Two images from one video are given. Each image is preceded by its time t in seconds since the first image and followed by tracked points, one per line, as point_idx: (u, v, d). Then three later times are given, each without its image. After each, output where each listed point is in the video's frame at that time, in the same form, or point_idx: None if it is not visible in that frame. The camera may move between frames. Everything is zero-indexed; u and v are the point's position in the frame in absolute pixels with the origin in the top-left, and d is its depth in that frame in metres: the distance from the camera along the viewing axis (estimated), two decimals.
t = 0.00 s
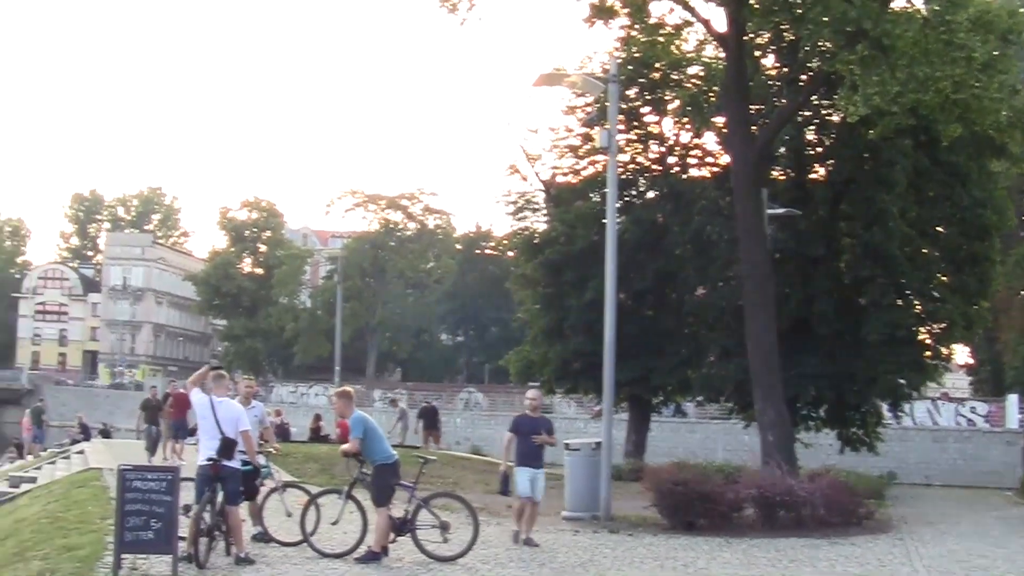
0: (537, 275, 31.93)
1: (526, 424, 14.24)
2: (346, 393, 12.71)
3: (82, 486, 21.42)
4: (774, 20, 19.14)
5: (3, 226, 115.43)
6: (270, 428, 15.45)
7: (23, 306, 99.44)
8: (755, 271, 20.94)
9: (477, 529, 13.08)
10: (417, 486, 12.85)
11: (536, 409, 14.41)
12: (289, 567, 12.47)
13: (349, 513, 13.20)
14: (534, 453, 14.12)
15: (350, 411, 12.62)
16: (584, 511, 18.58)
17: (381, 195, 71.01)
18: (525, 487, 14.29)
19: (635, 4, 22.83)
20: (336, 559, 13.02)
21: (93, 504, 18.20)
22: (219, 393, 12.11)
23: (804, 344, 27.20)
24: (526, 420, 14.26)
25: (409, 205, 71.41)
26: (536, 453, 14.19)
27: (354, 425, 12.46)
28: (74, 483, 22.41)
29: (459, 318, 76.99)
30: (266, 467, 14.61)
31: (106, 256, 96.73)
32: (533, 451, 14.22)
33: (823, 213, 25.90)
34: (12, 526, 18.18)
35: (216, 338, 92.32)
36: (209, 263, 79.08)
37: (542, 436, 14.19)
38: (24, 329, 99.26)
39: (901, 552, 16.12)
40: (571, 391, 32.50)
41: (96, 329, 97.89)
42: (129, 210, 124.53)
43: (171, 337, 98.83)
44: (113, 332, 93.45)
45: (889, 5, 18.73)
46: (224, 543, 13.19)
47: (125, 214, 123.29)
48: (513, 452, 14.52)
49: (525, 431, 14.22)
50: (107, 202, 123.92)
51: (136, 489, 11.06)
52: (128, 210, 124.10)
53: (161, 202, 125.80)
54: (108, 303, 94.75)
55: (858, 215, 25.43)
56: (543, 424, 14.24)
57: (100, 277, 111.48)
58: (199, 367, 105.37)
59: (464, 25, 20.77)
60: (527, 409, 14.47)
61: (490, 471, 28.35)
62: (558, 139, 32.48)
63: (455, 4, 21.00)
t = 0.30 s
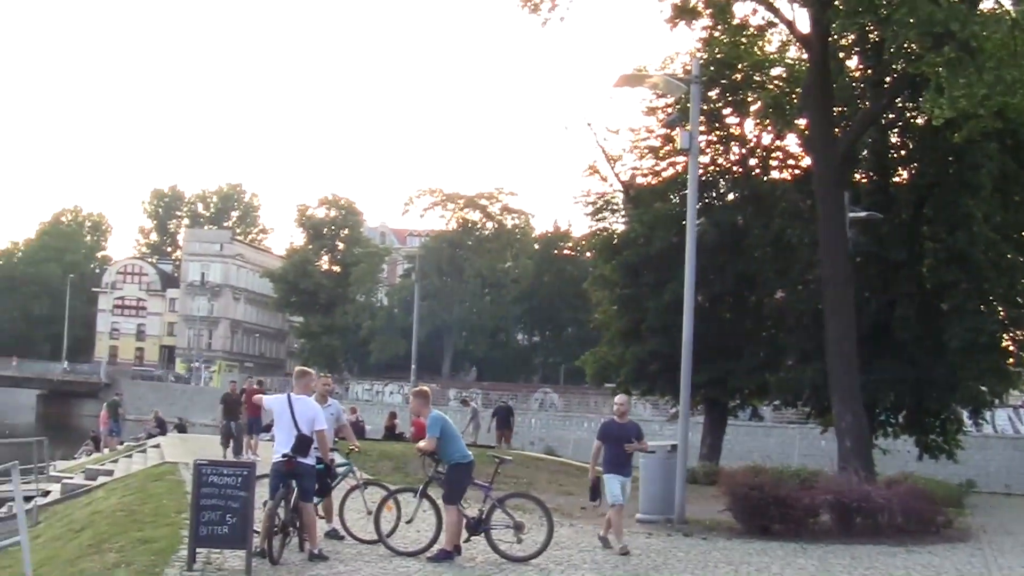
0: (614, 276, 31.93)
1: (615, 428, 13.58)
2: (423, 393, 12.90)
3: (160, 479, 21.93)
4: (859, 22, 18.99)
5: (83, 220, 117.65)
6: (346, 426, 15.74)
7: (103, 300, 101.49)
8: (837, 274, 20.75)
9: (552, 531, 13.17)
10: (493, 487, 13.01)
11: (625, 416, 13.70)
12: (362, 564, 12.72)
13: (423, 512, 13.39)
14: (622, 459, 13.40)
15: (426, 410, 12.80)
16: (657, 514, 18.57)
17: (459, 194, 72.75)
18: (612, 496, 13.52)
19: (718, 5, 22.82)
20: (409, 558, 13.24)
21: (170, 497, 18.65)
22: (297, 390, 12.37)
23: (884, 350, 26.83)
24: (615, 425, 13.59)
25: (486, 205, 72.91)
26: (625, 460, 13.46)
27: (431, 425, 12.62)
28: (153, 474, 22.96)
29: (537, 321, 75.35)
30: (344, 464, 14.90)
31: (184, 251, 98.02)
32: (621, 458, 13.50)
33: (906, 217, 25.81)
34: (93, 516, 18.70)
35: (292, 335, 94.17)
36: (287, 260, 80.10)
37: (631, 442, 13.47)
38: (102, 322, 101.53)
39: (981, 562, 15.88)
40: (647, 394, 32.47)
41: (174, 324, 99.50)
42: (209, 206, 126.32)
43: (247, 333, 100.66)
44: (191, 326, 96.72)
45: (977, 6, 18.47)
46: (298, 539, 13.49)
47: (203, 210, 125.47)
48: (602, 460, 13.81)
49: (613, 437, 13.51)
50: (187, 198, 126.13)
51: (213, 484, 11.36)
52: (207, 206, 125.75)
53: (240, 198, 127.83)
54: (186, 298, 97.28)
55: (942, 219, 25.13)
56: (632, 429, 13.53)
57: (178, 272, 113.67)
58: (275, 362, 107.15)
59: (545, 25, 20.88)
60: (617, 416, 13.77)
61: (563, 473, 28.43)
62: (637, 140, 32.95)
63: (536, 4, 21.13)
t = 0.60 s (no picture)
0: (700, 271, 31.88)
1: (718, 424, 13.54)
2: (512, 390, 13.16)
3: (250, 478, 22.52)
4: (949, 13, 18.81)
5: (169, 220, 119.95)
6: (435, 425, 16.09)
7: (189, 299, 103.58)
8: (925, 269, 20.52)
9: (637, 527, 13.32)
10: (578, 484, 13.19)
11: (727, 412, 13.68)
12: (451, 561, 13.03)
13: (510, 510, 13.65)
14: (730, 455, 13.39)
15: (515, 408, 13.06)
16: (748, 510, 18.62)
17: (543, 191, 73.55)
18: (717, 492, 13.48)
19: None
20: (496, 555, 13.52)
21: (260, 497, 19.14)
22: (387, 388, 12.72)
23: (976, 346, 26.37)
24: (718, 420, 13.56)
25: (570, 202, 73.67)
26: (731, 456, 13.45)
27: (518, 422, 12.88)
28: (244, 473, 23.55)
29: (622, 317, 76.00)
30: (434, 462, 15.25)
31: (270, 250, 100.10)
32: (727, 454, 13.47)
33: (997, 211, 25.44)
34: (188, 512, 19.32)
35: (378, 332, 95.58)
36: (372, 258, 81.47)
37: (738, 438, 13.47)
38: (188, 322, 103.39)
39: None
40: (734, 389, 32.42)
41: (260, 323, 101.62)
42: (293, 204, 128.84)
43: (333, 331, 102.26)
44: (277, 325, 98.45)
45: None
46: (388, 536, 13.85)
47: (288, 209, 127.56)
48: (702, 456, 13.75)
49: (719, 433, 13.47)
50: (272, 197, 128.24)
51: (303, 482, 11.74)
52: (292, 205, 128.10)
53: (324, 196, 129.87)
54: (272, 297, 99.16)
55: None
56: (737, 425, 13.52)
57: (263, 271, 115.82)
58: (361, 361, 108.65)
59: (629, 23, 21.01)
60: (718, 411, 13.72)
61: (647, 470, 28.53)
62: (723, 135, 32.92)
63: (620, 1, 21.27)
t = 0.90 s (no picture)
0: (780, 265, 31.44)
1: (816, 421, 13.04)
2: (593, 385, 13.14)
3: (331, 474, 22.74)
4: None
5: (248, 217, 121.58)
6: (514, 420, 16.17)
7: (268, 296, 105.04)
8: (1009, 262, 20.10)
9: (717, 522, 13.24)
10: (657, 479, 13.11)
11: (826, 408, 13.18)
12: (531, 556, 13.06)
13: (589, 505, 13.64)
14: (824, 453, 12.89)
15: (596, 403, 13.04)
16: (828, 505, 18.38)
17: (621, 183, 72.13)
18: (811, 492, 12.99)
19: None
20: (576, 549, 13.54)
21: (341, 492, 19.31)
22: (467, 384, 12.75)
23: None
24: (815, 418, 13.07)
25: (648, 194, 71.92)
26: (826, 455, 12.95)
27: (597, 418, 12.85)
28: (325, 469, 23.81)
29: (701, 310, 75.51)
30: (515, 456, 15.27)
31: (348, 245, 101.35)
32: (823, 453, 12.97)
33: None
34: (269, 508, 19.60)
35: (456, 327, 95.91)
36: (449, 253, 81.72)
37: (833, 436, 12.95)
38: (268, 317, 105.33)
39: None
40: (814, 383, 32.02)
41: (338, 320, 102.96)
42: (371, 200, 130.01)
43: (410, 326, 102.98)
44: (355, 321, 99.22)
45: None
46: (468, 531, 13.94)
47: (365, 205, 128.66)
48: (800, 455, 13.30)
49: (814, 431, 12.98)
50: (349, 193, 129.32)
51: (384, 477, 11.83)
52: (369, 200, 129.24)
53: (402, 192, 130.97)
54: (350, 293, 99.89)
55: None
56: (834, 424, 12.98)
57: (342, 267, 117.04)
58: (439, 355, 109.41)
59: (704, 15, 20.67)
60: (817, 408, 13.25)
61: (726, 465, 28.28)
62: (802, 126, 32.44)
63: None
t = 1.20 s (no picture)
0: (864, 256, 30.79)
1: (913, 412, 12.73)
2: (677, 376, 12.97)
3: (413, 464, 22.87)
4: None
5: (331, 207, 122.83)
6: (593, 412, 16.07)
7: (350, 287, 106.07)
8: None
9: (801, 514, 13.03)
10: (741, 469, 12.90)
11: (922, 399, 12.86)
12: (613, 547, 12.96)
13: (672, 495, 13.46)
14: (922, 444, 12.55)
15: (680, 393, 12.87)
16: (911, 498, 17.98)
17: (705, 173, 71.76)
18: (909, 484, 12.58)
19: None
20: (657, 540, 13.39)
21: (422, 482, 19.38)
22: (549, 373, 12.63)
23: None
24: (912, 408, 12.79)
25: (732, 185, 71.88)
26: (924, 446, 12.60)
27: (680, 409, 12.67)
28: (406, 459, 23.94)
29: (784, 301, 74.58)
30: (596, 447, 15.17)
31: (430, 236, 101.40)
32: (919, 444, 12.63)
33: None
34: (350, 498, 19.75)
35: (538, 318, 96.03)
36: (532, 243, 81.69)
37: (932, 427, 12.61)
38: (350, 308, 106.07)
39: None
40: (900, 375, 31.38)
41: (421, 310, 104.04)
42: (453, 190, 130.50)
43: (493, 317, 103.33)
44: (437, 311, 99.67)
45: None
46: (549, 521, 13.86)
47: (447, 195, 129.08)
48: (896, 449, 12.94)
49: (912, 421, 12.67)
50: (432, 183, 129.76)
51: (467, 467, 11.72)
52: (452, 191, 129.72)
53: (484, 182, 130.84)
54: (432, 284, 100.49)
55: None
56: (932, 414, 12.66)
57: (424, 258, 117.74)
58: (521, 346, 109.73)
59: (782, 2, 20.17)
60: (913, 399, 12.94)
61: (811, 457, 27.82)
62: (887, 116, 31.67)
63: None
